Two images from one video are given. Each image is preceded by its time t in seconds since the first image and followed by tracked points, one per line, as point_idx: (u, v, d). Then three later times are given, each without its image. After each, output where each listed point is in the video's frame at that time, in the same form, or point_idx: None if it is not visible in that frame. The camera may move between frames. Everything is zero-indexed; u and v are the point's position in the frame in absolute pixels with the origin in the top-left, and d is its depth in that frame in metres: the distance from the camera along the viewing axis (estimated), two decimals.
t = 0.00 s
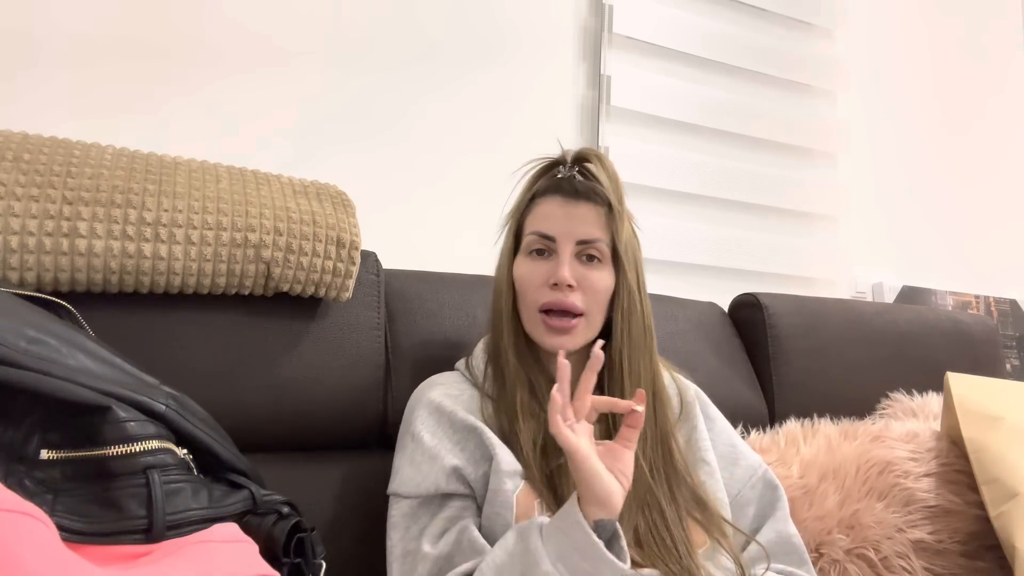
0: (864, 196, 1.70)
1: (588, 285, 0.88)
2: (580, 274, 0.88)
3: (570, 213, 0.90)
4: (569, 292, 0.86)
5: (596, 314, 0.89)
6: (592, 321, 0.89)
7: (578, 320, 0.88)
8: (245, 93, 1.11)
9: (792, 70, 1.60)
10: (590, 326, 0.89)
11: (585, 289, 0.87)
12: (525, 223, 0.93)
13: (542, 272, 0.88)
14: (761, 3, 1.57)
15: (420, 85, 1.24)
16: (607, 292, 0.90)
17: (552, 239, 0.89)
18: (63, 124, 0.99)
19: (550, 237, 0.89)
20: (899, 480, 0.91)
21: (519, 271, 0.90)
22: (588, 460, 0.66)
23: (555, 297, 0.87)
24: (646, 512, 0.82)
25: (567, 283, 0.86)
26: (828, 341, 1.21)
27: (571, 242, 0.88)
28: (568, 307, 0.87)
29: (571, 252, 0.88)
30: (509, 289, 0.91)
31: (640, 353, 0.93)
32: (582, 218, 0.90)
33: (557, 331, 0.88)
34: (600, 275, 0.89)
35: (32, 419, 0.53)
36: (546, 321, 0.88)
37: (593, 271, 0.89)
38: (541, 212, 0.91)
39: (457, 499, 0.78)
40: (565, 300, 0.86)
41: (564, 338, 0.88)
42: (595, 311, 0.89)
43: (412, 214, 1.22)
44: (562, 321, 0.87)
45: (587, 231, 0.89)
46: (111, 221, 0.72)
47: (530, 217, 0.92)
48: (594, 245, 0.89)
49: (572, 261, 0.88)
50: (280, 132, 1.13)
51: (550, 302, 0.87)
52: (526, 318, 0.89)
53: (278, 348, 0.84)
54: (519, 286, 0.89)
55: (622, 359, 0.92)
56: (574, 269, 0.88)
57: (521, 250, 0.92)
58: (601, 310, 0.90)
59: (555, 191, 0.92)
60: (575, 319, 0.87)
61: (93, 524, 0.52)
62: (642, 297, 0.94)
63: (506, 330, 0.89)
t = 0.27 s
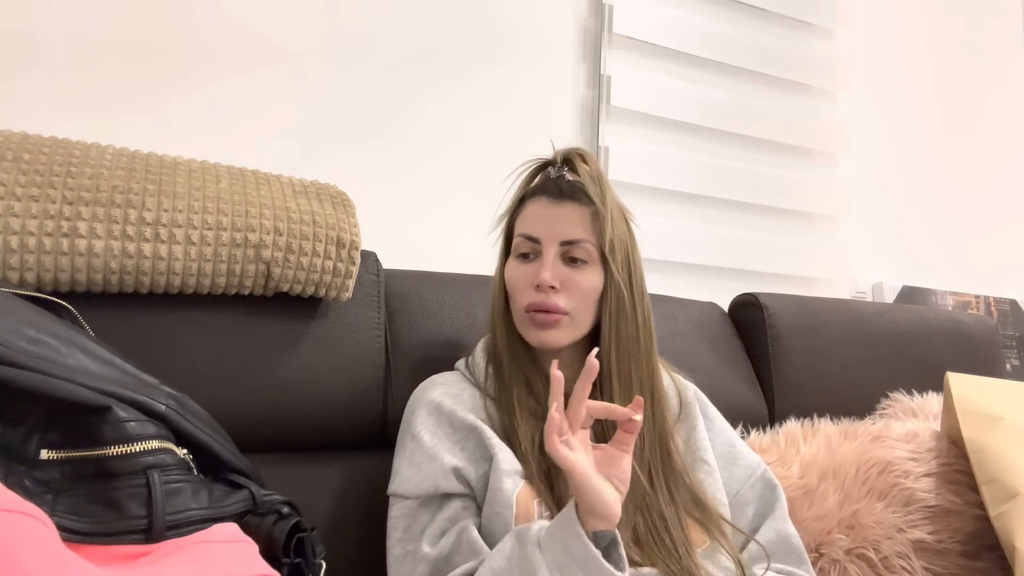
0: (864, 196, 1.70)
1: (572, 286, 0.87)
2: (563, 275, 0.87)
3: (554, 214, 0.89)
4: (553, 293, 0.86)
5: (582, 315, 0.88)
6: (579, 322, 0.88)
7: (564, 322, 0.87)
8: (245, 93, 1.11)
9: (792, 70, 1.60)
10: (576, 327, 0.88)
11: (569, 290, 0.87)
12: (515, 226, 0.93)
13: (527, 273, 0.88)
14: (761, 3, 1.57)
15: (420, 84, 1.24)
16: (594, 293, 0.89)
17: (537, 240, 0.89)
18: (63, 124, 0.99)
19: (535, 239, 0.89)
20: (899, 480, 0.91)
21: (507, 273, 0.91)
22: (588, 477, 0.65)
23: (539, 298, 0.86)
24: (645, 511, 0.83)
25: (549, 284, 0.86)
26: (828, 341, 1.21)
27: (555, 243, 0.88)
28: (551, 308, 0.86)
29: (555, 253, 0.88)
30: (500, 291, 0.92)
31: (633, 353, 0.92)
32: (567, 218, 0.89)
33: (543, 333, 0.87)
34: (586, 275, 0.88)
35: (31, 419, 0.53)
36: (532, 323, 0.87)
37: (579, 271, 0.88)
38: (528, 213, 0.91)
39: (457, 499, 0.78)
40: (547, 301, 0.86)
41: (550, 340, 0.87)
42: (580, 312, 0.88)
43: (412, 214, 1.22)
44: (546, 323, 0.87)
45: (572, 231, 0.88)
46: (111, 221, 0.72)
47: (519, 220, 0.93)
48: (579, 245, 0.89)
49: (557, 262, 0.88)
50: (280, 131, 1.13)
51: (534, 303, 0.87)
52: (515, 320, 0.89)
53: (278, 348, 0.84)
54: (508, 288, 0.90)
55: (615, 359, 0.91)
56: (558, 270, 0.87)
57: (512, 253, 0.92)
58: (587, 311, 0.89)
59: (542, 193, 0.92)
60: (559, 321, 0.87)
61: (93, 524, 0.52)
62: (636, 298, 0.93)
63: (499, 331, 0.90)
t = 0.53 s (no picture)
0: (864, 196, 1.70)
1: (582, 287, 0.88)
2: (573, 277, 0.87)
3: (562, 215, 0.89)
4: (564, 294, 0.86)
5: (591, 317, 0.89)
6: (588, 323, 0.89)
7: (574, 323, 0.87)
8: (245, 93, 1.11)
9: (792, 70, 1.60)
10: (585, 328, 0.89)
11: (579, 292, 0.87)
12: (520, 226, 0.93)
13: (537, 275, 0.88)
14: (761, 3, 1.57)
15: (420, 84, 1.24)
16: (602, 295, 0.89)
17: (546, 241, 0.88)
18: (63, 123, 0.99)
19: (544, 240, 0.88)
20: (899, 480, 0.91)
21: (514, 273, 0.90)
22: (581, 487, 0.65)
23: (549, 300, 0.86)
24: (644, 512, 0.83)
25: (560, 286, 0.86)
26: (828, 341, 1.21)
27: (564, 244, 0.88)
28: (562, 310, 0.86)
29: (565, 254, 0.88)
30: (505, 291, 0.91)
31: (635, 353, 0.92)
32: (575, 219, 0.89)
33: (552, 334, 0.87)
34: (594, 277, 0.89)
35: (31, 419, 0.53)
36: (541, 324, 0.87)
37: (587, 273, 0.88)
38: (535, 214, 0.91)
39: (457, 500, 0.78)
40: (558, 302, 0.86)
41: (560, 341, 0.87)
42: (589, 313, 0.89)
43: (412, 214, 1.22)
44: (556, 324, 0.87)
45: (580, 233, 0.88)
46: (111, 221, 0.72)
47: (525, 220, 0.92)
48: (588, 247, 0.89)
49: (566, 264, 0.87)
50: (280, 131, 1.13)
51: (545, 305, 0.86)
52: (522, 320, 0.89)
53: (279, 348, 0.84)
54: (515, 289, 0.89)
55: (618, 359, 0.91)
56: (567, 272, 0.87)
57: (517, 252, 0.92)
58: (595, 312, 0.89)
59: (549, 193, 0.92)
60: (570, 322, 0.87)
61: (92, 524, 0.52)
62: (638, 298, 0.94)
63: (501, 333, 0.90)
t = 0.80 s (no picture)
0: (864, 196, 1.70)
1: (593, 286, 0.88)
2: (585, 276, 0.88)
3: (573, 215, 0.90)
4: (576, 293, 0.86)
5: (599, 317, 0.90)
6: (596, 322, 0.89)
7: (584, 322, 0.88)
8: (245, 93, 1.11)
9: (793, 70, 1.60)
10: (594, 327, 0.89)
11: (589, 291, 0.88)
12: (528, 224, 0.92)
13: (549, 273, 0.88)
14: (761, 3, 1.57)
15: (420, 84, 1.24)
16: (610, 295, 0.91)
17: (558, 240, 0.88)
18: (63, 123, 0.99)
19: (556, 239, 0.89)
20: (899, 480, 0.91)
21: (523, 271, 0.89)
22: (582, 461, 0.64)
23: (561, 298, 0.86)
24: (644, 510, 0.82)
25: (574, 285, 0.86)
26: (828, 341, 1.21)
27: (576, 243, 0.88)
28: (574, 308, 0.86)
29: (577, 253, 0.88)
30: (512, 289, 0.90)
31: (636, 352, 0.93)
32: (587, 219, 0.90)
33: (563, 333, 0.87)
34: (604, 277, 0.90)
35: (31, 419, 0.53)
36: (552, 322, 0.87)
37: (597, 273, 0.89)
38: (544, 213, 0.91)
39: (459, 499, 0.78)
40: (570, 301, 0.86)
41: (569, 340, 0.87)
42: (598, 313, 0.89)
43: (412, 214, 1.22)
44: (567, 322, 0.87)
45: (591, 233, 0.89)
46: (111, 221, 0.72)
47: (533, 218, 0.92)
48: (598, 247, 0.90)
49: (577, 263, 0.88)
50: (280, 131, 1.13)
51: (557, 303, 0.86)
52: (531, 318, 0.88)
53: (279, 348, 0.84)
54: (524, 287, 0.89)
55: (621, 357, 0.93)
56: (579, 271, 0.88)
57: (524, 250, 0.91)
58: (603, 311, 0.90)
59: (559, 193, 0.93)
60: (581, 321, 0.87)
61: (92, 524, 0.52)
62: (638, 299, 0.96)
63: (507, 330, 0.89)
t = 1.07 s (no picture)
0: (864, 196, 1.70)
1: (595, 289, 0.89)
2: (589, 278, 0.88)
3: (578, 217, 0.90)
4: (580, 296, 0.87)
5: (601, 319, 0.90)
6: (597, 323, 0.90)
7: (586, 324, 0.88)
8: (245, 93, 1.11)
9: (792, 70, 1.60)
10: (595, 329, 0.90)
11: (592, 294, 0.88)
12: (531, 224, 0.92)
13: (553, 275, 0.88)
14: (761, 3, 1.57)
15: (420, 84, 1.24)
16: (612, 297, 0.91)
17: (563, 242, 0.89)
18: (63, 123, 0.99)
19: (560, 240, 0.89)
20: (899, 480, 0.91)
21: (527, 272, 0.90)
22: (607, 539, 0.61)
23: (565, 301, 0.87)
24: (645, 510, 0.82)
25: (578, 288, 0.86)
26: (828, 342, 1.21)
27: (580, 246, 0.88)
28: (577, 311, 0.87)
29: (581, 256, 0.88)
30: (515, 289, 0.91)
31: (636, 353, 0.94)
32: (592, 222, 0.90)
33: (566, 334, 0.88)
34: (606, 279, 0.90)
35: (30, 419, 0.53)
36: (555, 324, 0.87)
37: (600, 276, 0.90)
38: (549, 214, 0.91)
39: (458, 500, 0.78)
40: (574, 304, 0.87)
41: (571, 341, 0.88)
42: (599, 315, 0.90)
43: (411, 214, 1.22)
44: (570, 324, 0.87)
45: (596, 235, 0.90)
46: (111, 221, 0.72)
47: (537, 219, 0.92)
48: (602, 250, 0.90)
49: (581, 265, 0.88)
50: (280, 131, 1.13)
51: (561, 305, 0.87)
52: (534, 318, 0.89)
53: (279, 348, 0.84)
54: (527, 288, 0.89)
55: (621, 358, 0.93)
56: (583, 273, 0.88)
57: (528, 251, 0.91)
58: (604, 313, 0.91)
59: (563, 194, 0.93)
60: (583, 323, 0.88)
61: (92, 524, 0.52)
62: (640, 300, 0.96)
63: (507, 330, 0.89)
